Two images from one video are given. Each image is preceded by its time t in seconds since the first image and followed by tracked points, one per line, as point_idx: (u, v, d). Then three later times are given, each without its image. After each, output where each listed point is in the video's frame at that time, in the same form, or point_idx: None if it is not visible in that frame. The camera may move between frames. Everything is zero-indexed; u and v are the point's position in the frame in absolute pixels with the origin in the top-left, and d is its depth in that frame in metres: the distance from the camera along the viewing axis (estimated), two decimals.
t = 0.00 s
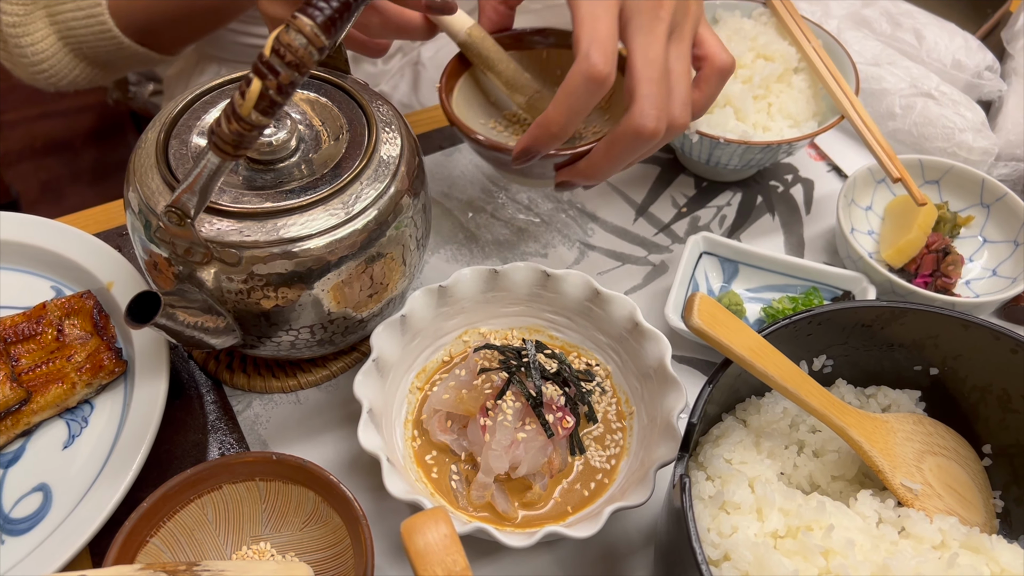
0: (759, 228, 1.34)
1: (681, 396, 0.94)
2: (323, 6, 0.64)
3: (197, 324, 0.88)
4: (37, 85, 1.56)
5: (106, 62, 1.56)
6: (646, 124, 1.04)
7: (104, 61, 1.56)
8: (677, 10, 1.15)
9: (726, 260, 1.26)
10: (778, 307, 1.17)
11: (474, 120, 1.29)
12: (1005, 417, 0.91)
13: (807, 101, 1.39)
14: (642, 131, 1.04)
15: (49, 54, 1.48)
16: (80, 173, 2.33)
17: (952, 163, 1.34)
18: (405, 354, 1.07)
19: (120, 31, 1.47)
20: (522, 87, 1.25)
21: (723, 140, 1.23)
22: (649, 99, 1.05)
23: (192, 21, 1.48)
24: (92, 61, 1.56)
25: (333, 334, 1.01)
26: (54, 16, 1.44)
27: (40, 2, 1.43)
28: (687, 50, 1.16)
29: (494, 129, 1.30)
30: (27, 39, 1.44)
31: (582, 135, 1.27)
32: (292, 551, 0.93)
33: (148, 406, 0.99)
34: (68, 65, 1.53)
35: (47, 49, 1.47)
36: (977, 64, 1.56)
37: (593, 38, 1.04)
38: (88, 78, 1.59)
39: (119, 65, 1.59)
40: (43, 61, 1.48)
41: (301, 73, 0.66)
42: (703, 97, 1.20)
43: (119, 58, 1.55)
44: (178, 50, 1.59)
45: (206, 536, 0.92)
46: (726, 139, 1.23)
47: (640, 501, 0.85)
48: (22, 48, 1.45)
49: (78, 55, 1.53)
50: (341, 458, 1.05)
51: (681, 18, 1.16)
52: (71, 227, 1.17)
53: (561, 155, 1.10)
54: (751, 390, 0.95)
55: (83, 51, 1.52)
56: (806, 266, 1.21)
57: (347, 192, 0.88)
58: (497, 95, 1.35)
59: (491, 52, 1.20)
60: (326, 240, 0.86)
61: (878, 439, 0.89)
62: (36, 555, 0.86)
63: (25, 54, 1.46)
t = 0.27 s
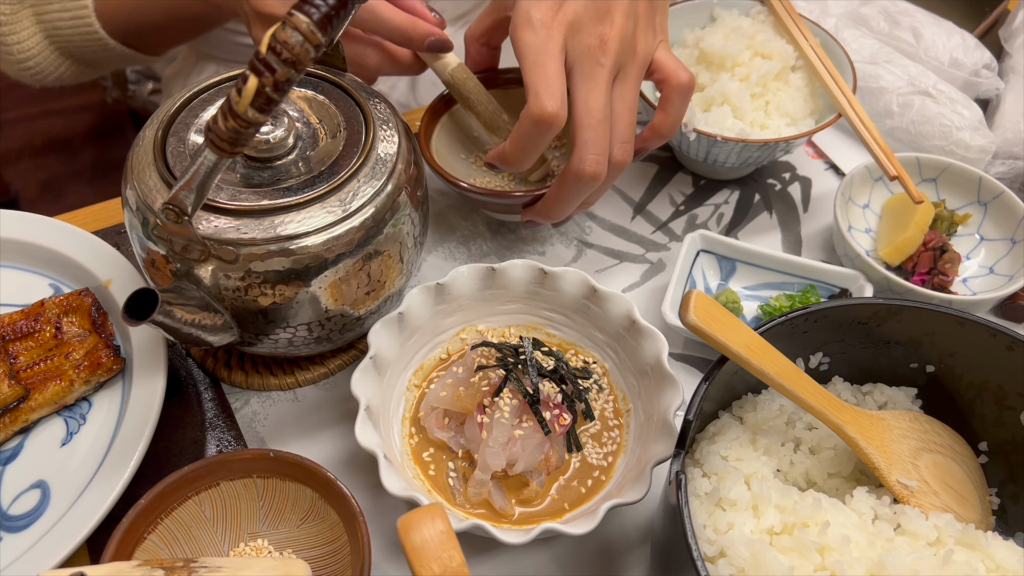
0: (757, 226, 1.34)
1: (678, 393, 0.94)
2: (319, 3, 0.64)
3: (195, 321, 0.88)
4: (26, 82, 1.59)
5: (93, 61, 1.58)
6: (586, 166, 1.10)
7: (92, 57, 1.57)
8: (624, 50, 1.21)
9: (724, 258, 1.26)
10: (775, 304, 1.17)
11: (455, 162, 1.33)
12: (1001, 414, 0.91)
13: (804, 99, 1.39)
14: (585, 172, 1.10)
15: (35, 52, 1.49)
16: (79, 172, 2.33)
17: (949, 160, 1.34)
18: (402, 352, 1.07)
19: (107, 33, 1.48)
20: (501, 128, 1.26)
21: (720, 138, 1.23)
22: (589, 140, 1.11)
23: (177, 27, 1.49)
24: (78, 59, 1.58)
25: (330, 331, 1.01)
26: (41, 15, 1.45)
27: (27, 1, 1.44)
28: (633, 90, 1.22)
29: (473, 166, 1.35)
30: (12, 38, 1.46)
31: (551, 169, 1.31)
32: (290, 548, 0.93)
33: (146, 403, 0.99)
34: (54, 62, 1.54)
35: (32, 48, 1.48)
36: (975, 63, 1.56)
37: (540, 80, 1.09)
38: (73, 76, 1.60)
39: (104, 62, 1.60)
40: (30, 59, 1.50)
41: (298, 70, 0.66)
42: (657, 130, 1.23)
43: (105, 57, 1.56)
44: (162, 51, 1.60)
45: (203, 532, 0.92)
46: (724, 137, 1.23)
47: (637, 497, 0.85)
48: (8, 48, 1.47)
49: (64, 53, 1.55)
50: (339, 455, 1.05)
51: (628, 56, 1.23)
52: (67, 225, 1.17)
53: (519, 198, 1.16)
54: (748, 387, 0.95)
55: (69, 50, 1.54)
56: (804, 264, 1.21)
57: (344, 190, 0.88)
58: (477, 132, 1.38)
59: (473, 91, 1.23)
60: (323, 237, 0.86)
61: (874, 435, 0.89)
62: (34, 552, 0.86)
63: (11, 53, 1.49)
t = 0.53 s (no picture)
0: (756, 224, 1.35)
1: (677, 390, 0.94)
2: (321, 2, 0.64)
3: (197, 317, 0.88)
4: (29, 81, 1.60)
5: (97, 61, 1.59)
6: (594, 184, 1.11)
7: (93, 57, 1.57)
8: (630, 68, 1.21)
9: (723, 256, 1.26)
10: (774, 302, 1.18)
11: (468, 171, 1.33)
12: (999, 411, 0.92)
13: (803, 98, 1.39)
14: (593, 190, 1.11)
15: (39, 52, 1.50)
16: (80, 171, 2.33)
17: (948, 159, 1.35)
18: (403, 349, 1.08)
19: (111, 34, 1.49)
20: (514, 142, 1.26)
21: (720, 136, 1.23)
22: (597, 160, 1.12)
23: (178, 31, 1.50)
24: (82, 60, 1.59)
25: (331, 328, 1.02)
26: (45, 15, 1.46)
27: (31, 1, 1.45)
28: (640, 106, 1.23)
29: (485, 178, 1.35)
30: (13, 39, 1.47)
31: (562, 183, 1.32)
32: (291, 543, 0.94)
33: (148, 400, 1.00)
34: (57, 63, 1.55)
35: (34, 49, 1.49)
36: (973, 61, 1.56)
37: (548, 100, 1.10)
38: (77, 77, 1.61)
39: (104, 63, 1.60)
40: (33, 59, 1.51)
41: (300, 68, 0.66)
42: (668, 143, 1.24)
43: (108, 57, 1.57)
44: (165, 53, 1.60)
45: (206, 528, 0.93)
46: (723, 136, 1.23)
47: (636, 493, 0.85)
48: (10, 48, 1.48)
49: (67, 53, 1.55)
50: (340, 451, 1.05)
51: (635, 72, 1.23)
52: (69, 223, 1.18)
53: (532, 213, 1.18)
54: (747, 383, 0.96)
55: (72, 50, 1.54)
56: (803, 262, 1.21)
57: (345, 187, 0.88)
58: (487, 142, 1.38)
59: (489, 107, 1.25)
60: (325, 234, 0.87)
61: (873, 432, 0.89)
62: (38, 547, 0.87)
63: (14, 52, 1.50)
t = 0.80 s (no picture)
0: (755, 222, 1.35)
1: (676, 387, 0.94)
2: None
3: (195, 314, 0.88)
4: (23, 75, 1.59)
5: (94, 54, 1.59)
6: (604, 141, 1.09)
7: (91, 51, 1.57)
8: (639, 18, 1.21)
9: (723, 253, 1.26)
10: (773, 299, 1.18)
11: (468, 169, 1.33)
12: (998, 408, 0.92)
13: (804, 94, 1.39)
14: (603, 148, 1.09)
15: (33, 45, 1.49)
16: (79, 168, 2.33)
17: (947, 156, 1.34)
18: (401, 346, 1.07)
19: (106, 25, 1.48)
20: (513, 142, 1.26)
21: (719, 133, 1.23)
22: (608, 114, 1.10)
23: (173, 19, 1.49)
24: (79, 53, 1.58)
25: (330, 325, 1.02)
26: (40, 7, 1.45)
27: None
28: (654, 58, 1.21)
29: (485, 177, 1.34)
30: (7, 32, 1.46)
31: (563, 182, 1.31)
32: (290, 541, 0.94)
33: (146, 397, 1.00)
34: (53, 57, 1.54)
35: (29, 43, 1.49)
36: (973, 59, 1.56)
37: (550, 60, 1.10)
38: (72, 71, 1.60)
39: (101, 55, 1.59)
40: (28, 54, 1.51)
41: (297, 64, 0.66)
42: (646, 94, 1.25)
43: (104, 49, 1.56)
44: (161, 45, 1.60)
45: (203, 525, 0.93)
46: (722, 133, 1.23)
47: (635, 490, 0.85)
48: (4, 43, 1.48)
49: (63, 46, 1.54)
50: (338, 448, 1.05)
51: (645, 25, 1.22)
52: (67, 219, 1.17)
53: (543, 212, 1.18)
54: (746, 381, 0.95)
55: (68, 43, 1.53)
56: (802, 259, 1.21)
57: (343, 184, 0.88)
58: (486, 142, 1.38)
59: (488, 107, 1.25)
60: (323, 231, 0.87)
61: (872, 429, 0.89)
62: (36, 543, 0.87)
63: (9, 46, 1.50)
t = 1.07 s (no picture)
0: (759, 219, 1.34)
1: (681, 385, 0.94)
2: None
3: (197, 311, 0.88)
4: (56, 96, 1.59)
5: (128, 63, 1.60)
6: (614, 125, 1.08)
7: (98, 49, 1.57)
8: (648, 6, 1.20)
9: (727, 251, 1.26)
10: (777, 297, 1.17)
11: (470, 166, 1.32)
12: (1004, 406, 0.92)
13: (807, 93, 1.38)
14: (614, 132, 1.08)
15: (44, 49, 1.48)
16: (80, 166, 2.32)
17: (952, 154, 1.34)
18: (404, 344, 1.07)
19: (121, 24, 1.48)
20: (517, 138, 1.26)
21: (723, 130, 1.22)
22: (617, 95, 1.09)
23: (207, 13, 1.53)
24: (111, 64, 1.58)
25: (333, 323, 1.01)
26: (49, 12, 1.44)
27: None
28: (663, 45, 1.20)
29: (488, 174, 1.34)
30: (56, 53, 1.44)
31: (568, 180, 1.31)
32: (293, 539, 0.93)
33: (148, 394, 0.99)
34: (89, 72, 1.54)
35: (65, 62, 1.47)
36: (978, 56, 1.55)
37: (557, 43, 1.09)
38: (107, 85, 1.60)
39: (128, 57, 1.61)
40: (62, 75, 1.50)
41: (302, 59, 0.65)
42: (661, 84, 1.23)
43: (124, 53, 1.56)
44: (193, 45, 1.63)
45: (206, 523, 0.92)
46: (727, 130, 1.22)
47: (640, 488, 0.85)
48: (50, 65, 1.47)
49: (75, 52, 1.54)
50: (341, 446, 1.05)
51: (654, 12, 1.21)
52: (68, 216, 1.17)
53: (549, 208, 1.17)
54: (751, 379, 0.95)
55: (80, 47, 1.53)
56: (806, 257, 1.21)
57: (347, 180, 0.88)
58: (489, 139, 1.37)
59: (491, 104, 1.25)
60: (326, 228, 0.86)
61: (877, 428, 0.89)
62: (37, 541, 0.87)
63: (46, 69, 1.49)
